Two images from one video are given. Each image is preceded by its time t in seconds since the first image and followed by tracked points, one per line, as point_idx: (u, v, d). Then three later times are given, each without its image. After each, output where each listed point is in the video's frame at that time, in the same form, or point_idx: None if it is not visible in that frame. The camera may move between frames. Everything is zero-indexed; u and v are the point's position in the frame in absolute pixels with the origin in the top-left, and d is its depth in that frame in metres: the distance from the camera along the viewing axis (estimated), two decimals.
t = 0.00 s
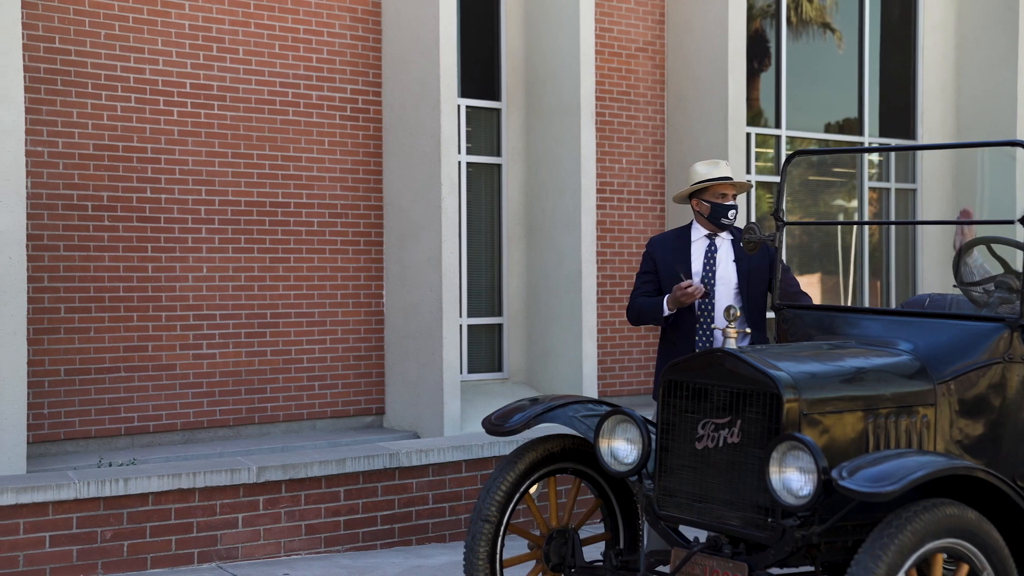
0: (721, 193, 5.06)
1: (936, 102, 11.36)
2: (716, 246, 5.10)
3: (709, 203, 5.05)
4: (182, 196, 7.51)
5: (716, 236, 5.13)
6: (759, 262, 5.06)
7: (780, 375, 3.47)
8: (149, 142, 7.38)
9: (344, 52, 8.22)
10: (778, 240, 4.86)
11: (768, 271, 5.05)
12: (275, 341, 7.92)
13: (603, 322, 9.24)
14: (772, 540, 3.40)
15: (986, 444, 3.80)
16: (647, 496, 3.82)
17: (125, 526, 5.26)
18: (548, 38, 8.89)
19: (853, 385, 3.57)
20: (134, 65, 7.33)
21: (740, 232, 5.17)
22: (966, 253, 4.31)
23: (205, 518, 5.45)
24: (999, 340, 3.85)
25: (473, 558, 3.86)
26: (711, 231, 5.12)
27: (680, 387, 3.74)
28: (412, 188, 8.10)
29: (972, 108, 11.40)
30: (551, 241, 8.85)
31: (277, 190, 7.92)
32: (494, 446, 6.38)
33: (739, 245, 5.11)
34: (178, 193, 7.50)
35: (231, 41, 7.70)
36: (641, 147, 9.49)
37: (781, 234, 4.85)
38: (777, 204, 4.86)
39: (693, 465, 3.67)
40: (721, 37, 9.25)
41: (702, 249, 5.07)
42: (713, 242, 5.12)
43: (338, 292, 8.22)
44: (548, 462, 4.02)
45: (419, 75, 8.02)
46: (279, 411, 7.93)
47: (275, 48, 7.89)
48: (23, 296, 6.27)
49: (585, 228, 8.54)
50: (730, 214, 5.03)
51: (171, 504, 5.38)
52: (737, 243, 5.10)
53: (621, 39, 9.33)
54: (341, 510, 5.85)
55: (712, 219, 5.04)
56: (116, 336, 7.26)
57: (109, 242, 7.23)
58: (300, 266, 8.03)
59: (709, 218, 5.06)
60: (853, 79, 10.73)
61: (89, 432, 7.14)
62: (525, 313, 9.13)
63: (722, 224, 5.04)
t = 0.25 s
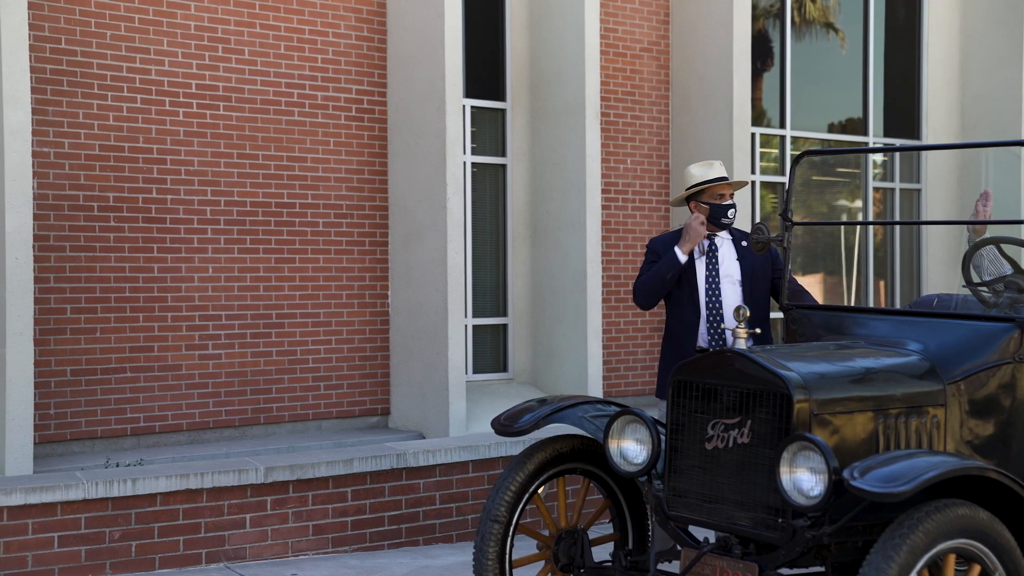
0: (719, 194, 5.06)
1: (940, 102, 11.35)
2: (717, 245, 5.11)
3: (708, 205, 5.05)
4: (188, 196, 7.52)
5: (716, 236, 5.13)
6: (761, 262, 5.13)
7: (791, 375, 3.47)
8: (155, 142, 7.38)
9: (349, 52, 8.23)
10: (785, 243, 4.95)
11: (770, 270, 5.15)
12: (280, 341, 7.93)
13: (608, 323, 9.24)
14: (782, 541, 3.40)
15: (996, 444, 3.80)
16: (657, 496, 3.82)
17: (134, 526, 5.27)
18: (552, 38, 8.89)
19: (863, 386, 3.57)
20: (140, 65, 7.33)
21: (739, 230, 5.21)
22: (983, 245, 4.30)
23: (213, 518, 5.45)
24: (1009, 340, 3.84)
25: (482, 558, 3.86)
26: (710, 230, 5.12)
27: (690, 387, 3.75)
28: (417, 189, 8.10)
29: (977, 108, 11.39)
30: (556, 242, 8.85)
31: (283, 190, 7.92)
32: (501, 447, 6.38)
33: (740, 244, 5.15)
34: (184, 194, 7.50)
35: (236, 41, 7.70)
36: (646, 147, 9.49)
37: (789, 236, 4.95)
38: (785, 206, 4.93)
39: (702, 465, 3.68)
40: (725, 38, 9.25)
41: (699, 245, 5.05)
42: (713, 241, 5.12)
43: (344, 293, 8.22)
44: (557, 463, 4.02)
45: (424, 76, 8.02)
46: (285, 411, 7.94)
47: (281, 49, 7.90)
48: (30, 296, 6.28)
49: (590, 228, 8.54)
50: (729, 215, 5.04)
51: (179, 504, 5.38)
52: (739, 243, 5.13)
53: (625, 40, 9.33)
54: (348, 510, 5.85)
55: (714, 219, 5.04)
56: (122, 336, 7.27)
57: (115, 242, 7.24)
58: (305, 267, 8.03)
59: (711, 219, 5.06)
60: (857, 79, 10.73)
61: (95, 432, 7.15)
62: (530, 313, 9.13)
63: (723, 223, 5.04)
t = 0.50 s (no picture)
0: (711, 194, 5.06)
1: (949, 102, 11.33)
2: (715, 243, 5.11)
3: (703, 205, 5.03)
4: (197, 196, 7.52)
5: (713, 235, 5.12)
6: (761, 260, 5.15)
7: (804, 375, 3.47)
8: (164, 142, 7.39)
9: (357, 52, 8.23)
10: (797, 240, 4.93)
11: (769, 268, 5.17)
12: (289, 341, 7.93)
13: (615, 323, 9.23)
14: (796, 541, 3.40)
15: (1011, 445, 3.80)
16: (670, 496, 3.82)
17: (145, 526, 5.27)
18: (560, 38, 8.88)
19: (877, 386, 3.56)
20: (148, 66, 7.34)
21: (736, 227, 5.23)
22: (995, 246, 4.31)
23: (224, 518, 5.46)
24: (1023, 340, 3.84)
25: (495, 559, 3.86)
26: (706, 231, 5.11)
27: (703, 388, 3.75)
28: (425, 189, 8.10)
29: (985, 107, 11.38)
30: (564, 241, 8.84)
31: (291, 190, 7.92)
32: (510, 446, 6.39)
33: (740, 242, 5.15)
34: (192, 193, 7.51)
35: (244, 41, 7.71)
36: (653, 147, 9.49)
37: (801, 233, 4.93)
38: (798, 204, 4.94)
39: (716, 466, 3.68)
40: (733, 37, 9.24)
41: (699, 236, 5.09)
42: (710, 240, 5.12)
43: (352, 292, 8.22)
44: (569, 463, 4.02)
45: (432, 75, 8.02)
46: (293, 411, 7.94)
47: (288, 48, 7.90)
48: (39, 296, 6.28)
49: (598, 228, 8.54)
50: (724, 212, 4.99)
51: (189, 504, 5.39)
52: (739, 240, 5.14)
53: (633, 39, 9.33)
54: (358, 510, 5.85)
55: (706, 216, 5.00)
56: (130, 336, 7.27)
57: (124, 242, 7.24)
58: (313, 266, 8.03)
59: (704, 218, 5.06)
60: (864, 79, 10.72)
61: (104, 432, 7.15)
62: (538, 313, 9.13)
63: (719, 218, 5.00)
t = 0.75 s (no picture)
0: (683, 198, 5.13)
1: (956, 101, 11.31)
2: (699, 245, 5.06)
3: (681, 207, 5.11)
4: (205, 196, 7.53)
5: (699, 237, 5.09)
6: (746, 262, 5.10)
7: (818, 375, 3.46)
8: (172, 143, 7.40)
9: (365, 52, 8.23)
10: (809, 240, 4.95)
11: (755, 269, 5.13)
12: (297, 341, 7.93)
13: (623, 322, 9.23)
14: (810, 542, 3.40)
15: None
16: (683, 496, 3.82)
17: (156, 526, 5.28)
18: (568, 38, 8.88)
19: (891, 386, 3.55)
20: (157, 66, 7.35)
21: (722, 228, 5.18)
22: (1010, 246, 4.31)
23: (234, 518, 5.46)
24: None
25: (507, 559, 3.86)
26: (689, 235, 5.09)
27: (715, 388, 3.74)
28: (433, 190, 8.10)
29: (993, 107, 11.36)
30: (572, 242, 8.84)
31: (299, 190, 7.92)
32: (520, 446, 6.38)
33: (726, 243, 5.11)
34: (201, 194, 7.51)
35: (253, 41, 7.71)
36: (661, 147, 9.48)
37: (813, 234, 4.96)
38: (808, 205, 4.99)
39: (729, 466, 3.67)
40: (741, 37, 9.23)
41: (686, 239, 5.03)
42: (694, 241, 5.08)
43: (360, 293, 8.22)
44: (581, 463, 4.01)
45: (440, 75, 8.02)
46: (301, 411, 7.94)
47: (297, 49, 7.90)
48: (49, 297, 6.29)
49: (606, 228, 8.53)
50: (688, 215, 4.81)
51: (200, 504, 5.39)
52: (724, 241, 5.10)
53: (641, 39, 9.32)
54: (368, 510, 5.85)
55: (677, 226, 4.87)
56: (139, 336, 7.28)
57: (133, 242, 7.25)
58: (322, 266, 8.04)
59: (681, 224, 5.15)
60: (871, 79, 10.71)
61: (113, 432, 7.16)
62: (545, 313, 9.12)
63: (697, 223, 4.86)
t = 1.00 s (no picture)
0: (639, 198, 5.03)
1: (963, 101, 11.29)
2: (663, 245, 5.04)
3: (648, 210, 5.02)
4: (213, 196, 7.53)
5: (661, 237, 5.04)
6: (712, 262, 5.03)
7: (831, 374, 3.46)
8: (180, 142, 7.40)
9: (373, 51, 8.23)
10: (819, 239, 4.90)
11: (720, 268, 5.05)
12: (305, 341, 7.93)
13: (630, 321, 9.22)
14: (823, 541, 3.39)
15: None
16: (695, 496, 3.81)
17: (166, 525, 5.28)
18: (575, 37, 8.87)
19: (905, 385, 3.55)
20: (165, 66, 7.35)
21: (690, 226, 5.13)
22: (1020, 247, 4.33)
23: (244, 517, 5.46)
24: None
25: (518, 558, 3.85)
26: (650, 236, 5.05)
27: (728, 387, 3.74)
28: (441, 189, 8.09)
29: (1000, 106, 11.33)
30: (579, 241, 8.83)
31: (307, 189, 7.92)
32: (529, 446, 6.37)
33: (692, 242, 5.06)
34: (209, 193, 7.51)
35: (261, 41, 7.71)
36: (668, 146, 9.47)
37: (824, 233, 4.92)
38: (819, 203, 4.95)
39: (741, 465, 3.67)
40: (749, 36, 9.22)
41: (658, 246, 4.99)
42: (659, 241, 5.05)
43: (367, 292, 8.22)
44: (593, 463, 4.01)
45: (448, 75, 8.02)
46: (309, 410, 7.94)
47: (304, 48, 7.90)
48: (59, 296, 6.29)
49: (614, 227, 8.52)
50: (661, 225, 4.97)
51: (210, 503, 5.39)
52: (690, 240, 5.04)
53: (648, 38, 9.31)
54: (377, 510, 5.85)
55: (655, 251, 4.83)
56: (147, 336, 7.28)
57: (141, 242, 7.25)
58: (329, 265, 8.04)
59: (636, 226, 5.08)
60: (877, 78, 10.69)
61: (121, 431, 7.17)
62: (553, 313, 9.11)
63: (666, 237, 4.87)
